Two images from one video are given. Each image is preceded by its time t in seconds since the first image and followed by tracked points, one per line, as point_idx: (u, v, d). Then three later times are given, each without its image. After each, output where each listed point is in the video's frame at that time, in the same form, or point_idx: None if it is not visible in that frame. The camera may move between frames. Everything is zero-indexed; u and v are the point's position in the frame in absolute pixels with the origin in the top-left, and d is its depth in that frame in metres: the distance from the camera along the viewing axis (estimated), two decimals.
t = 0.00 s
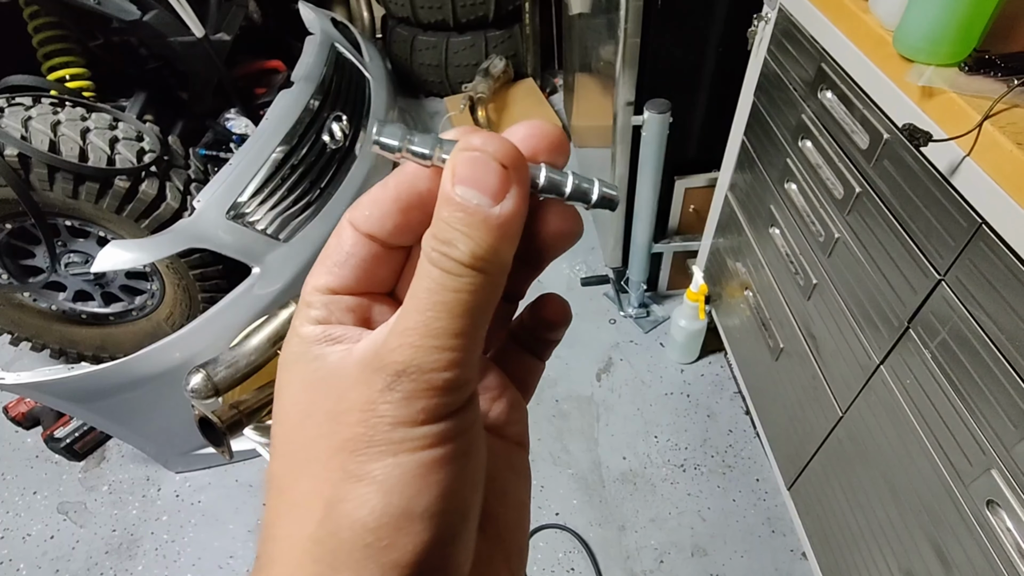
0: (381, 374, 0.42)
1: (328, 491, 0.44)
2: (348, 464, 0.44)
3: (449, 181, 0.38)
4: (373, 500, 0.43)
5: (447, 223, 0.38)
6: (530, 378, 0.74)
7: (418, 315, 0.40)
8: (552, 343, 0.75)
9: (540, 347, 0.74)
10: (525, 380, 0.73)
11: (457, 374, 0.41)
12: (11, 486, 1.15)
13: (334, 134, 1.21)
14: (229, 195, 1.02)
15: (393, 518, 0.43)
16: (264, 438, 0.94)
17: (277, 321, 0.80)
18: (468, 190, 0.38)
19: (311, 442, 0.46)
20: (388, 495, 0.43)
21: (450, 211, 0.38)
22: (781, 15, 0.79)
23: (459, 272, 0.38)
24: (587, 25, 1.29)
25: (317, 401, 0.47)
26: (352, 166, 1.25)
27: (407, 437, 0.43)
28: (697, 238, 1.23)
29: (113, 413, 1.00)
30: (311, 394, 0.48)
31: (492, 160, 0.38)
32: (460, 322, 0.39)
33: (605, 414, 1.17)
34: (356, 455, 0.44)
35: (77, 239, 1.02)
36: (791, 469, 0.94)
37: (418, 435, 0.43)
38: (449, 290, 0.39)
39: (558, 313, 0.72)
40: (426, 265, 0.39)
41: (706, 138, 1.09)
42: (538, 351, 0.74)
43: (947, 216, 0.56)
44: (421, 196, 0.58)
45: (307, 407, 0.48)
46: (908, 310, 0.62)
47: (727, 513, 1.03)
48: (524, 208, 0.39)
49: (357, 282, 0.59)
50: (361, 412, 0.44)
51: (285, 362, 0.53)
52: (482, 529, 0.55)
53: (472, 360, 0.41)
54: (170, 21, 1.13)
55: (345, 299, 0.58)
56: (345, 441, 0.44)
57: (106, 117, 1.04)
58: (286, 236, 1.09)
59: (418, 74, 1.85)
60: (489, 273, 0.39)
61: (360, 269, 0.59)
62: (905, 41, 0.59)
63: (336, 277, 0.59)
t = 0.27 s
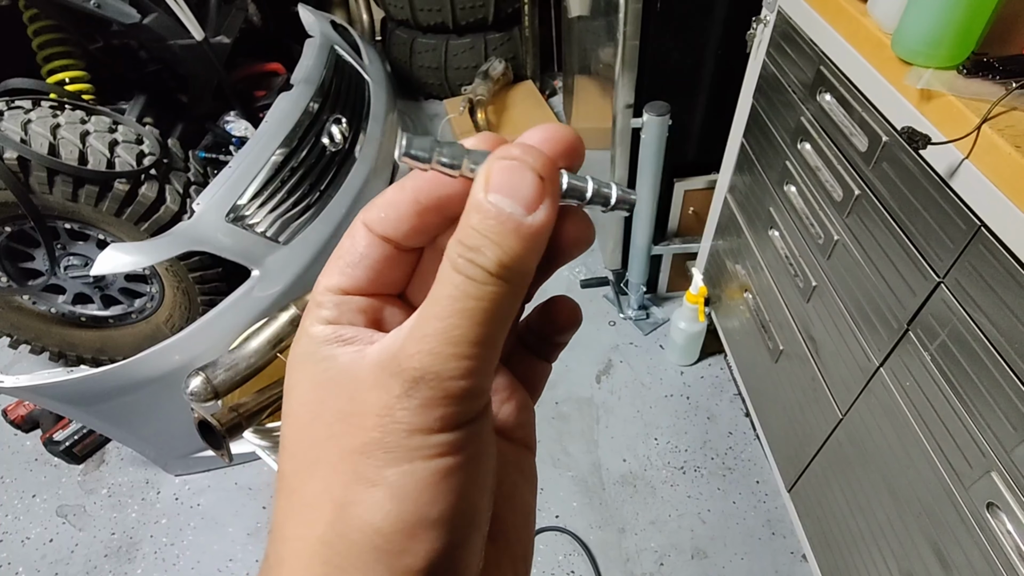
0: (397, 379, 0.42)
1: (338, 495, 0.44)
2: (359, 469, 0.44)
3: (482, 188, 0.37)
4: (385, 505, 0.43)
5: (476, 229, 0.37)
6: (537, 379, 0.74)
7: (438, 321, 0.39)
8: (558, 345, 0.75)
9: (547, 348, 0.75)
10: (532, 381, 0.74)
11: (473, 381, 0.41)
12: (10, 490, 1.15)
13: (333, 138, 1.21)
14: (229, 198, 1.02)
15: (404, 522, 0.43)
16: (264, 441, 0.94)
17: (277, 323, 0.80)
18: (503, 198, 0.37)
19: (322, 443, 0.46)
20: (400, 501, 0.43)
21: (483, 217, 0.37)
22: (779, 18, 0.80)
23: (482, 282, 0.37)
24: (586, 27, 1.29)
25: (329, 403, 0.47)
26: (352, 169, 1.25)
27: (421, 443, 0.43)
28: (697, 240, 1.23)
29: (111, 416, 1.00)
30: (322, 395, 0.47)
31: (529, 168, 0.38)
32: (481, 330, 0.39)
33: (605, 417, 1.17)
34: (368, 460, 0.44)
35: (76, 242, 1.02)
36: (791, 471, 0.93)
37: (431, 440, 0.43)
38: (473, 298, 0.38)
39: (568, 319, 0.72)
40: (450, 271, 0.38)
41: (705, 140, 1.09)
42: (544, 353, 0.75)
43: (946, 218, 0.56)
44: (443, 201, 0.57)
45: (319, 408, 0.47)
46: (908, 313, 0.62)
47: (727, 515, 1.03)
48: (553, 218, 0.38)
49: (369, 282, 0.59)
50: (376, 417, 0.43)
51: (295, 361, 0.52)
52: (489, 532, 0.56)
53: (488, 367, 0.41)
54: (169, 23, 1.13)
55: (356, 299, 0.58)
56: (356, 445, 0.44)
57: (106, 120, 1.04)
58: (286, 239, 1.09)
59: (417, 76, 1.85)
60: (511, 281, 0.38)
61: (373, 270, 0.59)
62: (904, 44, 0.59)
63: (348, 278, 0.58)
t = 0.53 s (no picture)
0: (411, 401, 0.42)
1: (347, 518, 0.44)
2: (369, 492, 0.43)
3: (529, 217, 0.40)
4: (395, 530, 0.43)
5: (515, 255, 0.39)
6: (546, 382, 0.71)
7: (461, 344, 0.40)
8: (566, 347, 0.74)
9: (553, 351, 0.73)
10: (539, 386, 0.70)
11: (488, 405, 0.41)
12: (9, 493, 1.15)
13: (332, 140, 1.21)
14: (227, 200, 1.03)
15: (414, 549, 0.43)
16: (263, 443, 0.94)
17: (277, 325, 0.81)
18: (548, 230, 0.39)
19: (327, 463, 0.46)
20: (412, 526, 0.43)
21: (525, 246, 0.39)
22: (777, 20, 0.80)
23: (510, 305, 0.39)
24: (585, 29, 1.29)
25: (336, 422, 0.46)
26: (351, 171, 1.25)
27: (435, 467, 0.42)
28: (695, 241, 1.23)
29: (110, 419, 1.00)
30: (328, 414, 0.47)
31: (578, 203, 0.39)
32: (501, 355, 0.40)
33: (605, 418, 1.17)
34: (379, 483, 0.43)
35: (75, 245, 1.02)
36: (790, 473, 0.93)
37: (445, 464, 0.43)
38: (502, 322, 0.39)
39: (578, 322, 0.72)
40: (479, 292, 0.40)
41: (704, 141, 1.09)
42: (551, 356, 0.73)
43: (944, 221, 0.56)
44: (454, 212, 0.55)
45: (325, 428, 0.47)
46: (906, 314, 0.62)
47: (727, 517, 1.03)
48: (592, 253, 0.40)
49: (373, 291, 0.59)
50: (388, 440, 0.43)
51: (293, 378, 0.52)
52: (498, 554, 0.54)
53: (504, 392, 0.42)
54: (168, 26, 1.13)
55: (361, 310, 0.58)
56: (366, 468, 0.44)
57: (105, 122, 1.04)
58: (285, 241, 1.09)
59: (416, 78, 1.86)
60: (537, 309, 0.40)
61: (377, 278, 0.59)
62: (902, 46, 0.59)
63: (353, 287, 0.58)
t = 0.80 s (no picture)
0: (423, 400, 0.42)
1: (360, 520, 0.43)
2: (382, 493, 0.43)
3: (527, 225, 0.43)
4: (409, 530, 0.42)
5: (517, 256, 0.41)
6: (548, 389, 0.68)
7: (471, 341, 0.40)
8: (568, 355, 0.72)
9: (556, 359, 0.71)
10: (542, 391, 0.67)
11: (501, 402, 0.42)
12: (8, 494, 1.14)
13: (331, 140, 1.21)
14: (227, 201, 1.03)
15: (428, 549, 0.42)
16: (263, 444, 0.94)
17: (277, 326, 0.81)
18: (545, 232, 0.43)
19: (338, 465, 0.46)
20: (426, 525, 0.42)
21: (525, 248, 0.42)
22: (776, 19, 0.80)
23: (517, 301, 0.40)
24: (584, 29, 1.29)
25: (348, 424, 0.46)
26: (350, 171, 1.25)
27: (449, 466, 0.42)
28: (695, 241, 1.23)
29: (109, 420, 1.00)
30: (340, 416, 0.47)
31: (573, 203, 0.42)
32: (512, 351, 0.41)
33: (605, 418, 1.17)
34: (390, 485, 0.43)
35: (75, 246, 1.02)
36: (790, 472, 0.93)
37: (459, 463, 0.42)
38: (510, 317, 0.40)
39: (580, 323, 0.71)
40: (485, 291, 0.41)
41: (703, 141, 1.09)
42: (554, 365, 0.70)
43: (943, 219, 0.56)
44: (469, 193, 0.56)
45: (337, 430, 0.47)
46: (905, 313, 0.62)
47: (727, 516, 1.03)
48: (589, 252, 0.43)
49: (384, 287, 0.59)
50: (401, 439, 0.43)
51: (303, 381, 0.52)
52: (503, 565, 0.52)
53: (516, 389, 0.42)
54: (167, 27, 1.13)
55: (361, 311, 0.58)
56: (377, 469, 0.43)
57: (104, 123, 1.04)
58: (284, 242, 1.09)
59: (416, 79, 1.86)
60: (545, 305, 0.41)
61: (390, 274, 0.59)
62: (900, 45, 0.59)
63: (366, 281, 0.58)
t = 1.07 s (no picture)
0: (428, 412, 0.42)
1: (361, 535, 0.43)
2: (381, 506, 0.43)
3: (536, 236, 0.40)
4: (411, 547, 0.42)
5: (527, 272, 0.39)
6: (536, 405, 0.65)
7: (476, 357, 0.40)
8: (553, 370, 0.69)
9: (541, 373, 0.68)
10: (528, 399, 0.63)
11: (504, 417, 0.42)
12: (3, 500, 1.14)
13: (329, 142, 1.21)
14: (224, 204, 1.02)
15: (428, 563, 0.42)
16: (259, 447, 0.93)
17: (273, 329, 0.81)
18: (555, 246, 0.40)
19: (337, 474, 0.45)
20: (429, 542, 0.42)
21: (532, 263, 0.39)
22: (772, 21, 0.80)
23: (523, 319, 0.39)
24: (580, 32, 1.30)
25: (350, 434, 0.46)
26: (348, 174, 1.25)
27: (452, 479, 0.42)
28: (692, 244, 1.23)
29: (105, 424, 0.99)
30: (339, 425, 0.47)
31: (587, 219, 0.39)
32: (517, 368, 0.40)
33: (603, 421, 1.17)
34: (393, 499, 0.43)
35: (70, 249, 1.01)
36: (789, 474, 0.93)
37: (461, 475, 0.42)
38: (517, 335, 0.40)
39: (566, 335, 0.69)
40: (492, 306, 0.40)
41: (700, 144, 1.09)
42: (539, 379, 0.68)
43: (940, 220, 0.56)
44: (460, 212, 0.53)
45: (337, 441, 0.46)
46: (903, 314, 0.62)
47: (726, 519, 1.03)
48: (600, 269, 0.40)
49: (380, 301, 0.57)
50: (405, 451, 0.42)
51: (298, 389, 0.51)
52: None
53: (518, 404, 0.42)
54: (163, 30, 1.13)
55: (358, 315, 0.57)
56: (380, 483, 0.43)
57: (100, 126, 1.04)
58: (281, 245, 1.09)
59: (412, 82, 1.86)
60: (552, 322, 0.40)
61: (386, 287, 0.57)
62: (896, 46, 0.59)
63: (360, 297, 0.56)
